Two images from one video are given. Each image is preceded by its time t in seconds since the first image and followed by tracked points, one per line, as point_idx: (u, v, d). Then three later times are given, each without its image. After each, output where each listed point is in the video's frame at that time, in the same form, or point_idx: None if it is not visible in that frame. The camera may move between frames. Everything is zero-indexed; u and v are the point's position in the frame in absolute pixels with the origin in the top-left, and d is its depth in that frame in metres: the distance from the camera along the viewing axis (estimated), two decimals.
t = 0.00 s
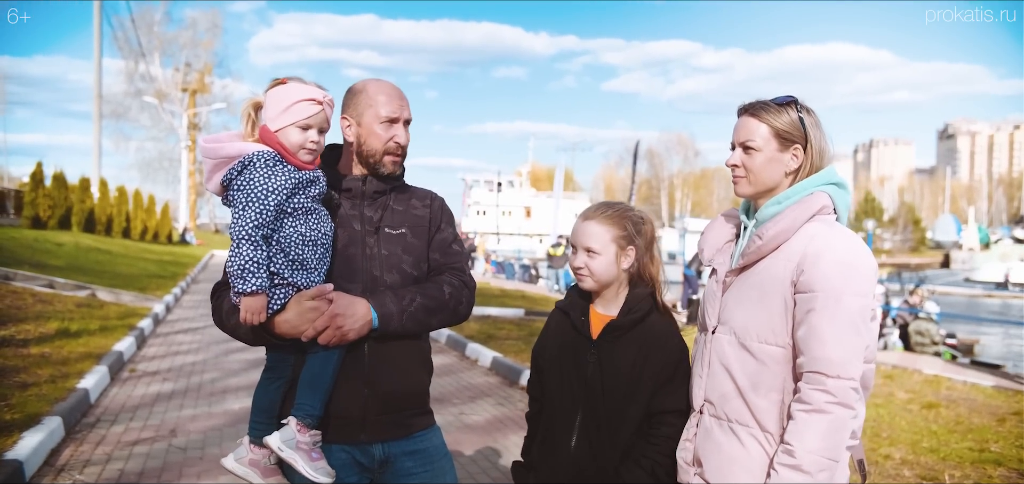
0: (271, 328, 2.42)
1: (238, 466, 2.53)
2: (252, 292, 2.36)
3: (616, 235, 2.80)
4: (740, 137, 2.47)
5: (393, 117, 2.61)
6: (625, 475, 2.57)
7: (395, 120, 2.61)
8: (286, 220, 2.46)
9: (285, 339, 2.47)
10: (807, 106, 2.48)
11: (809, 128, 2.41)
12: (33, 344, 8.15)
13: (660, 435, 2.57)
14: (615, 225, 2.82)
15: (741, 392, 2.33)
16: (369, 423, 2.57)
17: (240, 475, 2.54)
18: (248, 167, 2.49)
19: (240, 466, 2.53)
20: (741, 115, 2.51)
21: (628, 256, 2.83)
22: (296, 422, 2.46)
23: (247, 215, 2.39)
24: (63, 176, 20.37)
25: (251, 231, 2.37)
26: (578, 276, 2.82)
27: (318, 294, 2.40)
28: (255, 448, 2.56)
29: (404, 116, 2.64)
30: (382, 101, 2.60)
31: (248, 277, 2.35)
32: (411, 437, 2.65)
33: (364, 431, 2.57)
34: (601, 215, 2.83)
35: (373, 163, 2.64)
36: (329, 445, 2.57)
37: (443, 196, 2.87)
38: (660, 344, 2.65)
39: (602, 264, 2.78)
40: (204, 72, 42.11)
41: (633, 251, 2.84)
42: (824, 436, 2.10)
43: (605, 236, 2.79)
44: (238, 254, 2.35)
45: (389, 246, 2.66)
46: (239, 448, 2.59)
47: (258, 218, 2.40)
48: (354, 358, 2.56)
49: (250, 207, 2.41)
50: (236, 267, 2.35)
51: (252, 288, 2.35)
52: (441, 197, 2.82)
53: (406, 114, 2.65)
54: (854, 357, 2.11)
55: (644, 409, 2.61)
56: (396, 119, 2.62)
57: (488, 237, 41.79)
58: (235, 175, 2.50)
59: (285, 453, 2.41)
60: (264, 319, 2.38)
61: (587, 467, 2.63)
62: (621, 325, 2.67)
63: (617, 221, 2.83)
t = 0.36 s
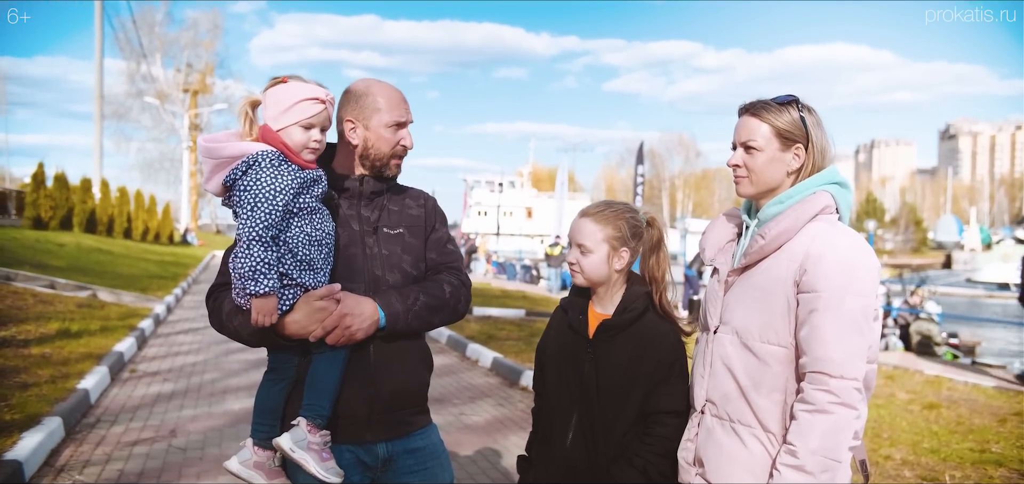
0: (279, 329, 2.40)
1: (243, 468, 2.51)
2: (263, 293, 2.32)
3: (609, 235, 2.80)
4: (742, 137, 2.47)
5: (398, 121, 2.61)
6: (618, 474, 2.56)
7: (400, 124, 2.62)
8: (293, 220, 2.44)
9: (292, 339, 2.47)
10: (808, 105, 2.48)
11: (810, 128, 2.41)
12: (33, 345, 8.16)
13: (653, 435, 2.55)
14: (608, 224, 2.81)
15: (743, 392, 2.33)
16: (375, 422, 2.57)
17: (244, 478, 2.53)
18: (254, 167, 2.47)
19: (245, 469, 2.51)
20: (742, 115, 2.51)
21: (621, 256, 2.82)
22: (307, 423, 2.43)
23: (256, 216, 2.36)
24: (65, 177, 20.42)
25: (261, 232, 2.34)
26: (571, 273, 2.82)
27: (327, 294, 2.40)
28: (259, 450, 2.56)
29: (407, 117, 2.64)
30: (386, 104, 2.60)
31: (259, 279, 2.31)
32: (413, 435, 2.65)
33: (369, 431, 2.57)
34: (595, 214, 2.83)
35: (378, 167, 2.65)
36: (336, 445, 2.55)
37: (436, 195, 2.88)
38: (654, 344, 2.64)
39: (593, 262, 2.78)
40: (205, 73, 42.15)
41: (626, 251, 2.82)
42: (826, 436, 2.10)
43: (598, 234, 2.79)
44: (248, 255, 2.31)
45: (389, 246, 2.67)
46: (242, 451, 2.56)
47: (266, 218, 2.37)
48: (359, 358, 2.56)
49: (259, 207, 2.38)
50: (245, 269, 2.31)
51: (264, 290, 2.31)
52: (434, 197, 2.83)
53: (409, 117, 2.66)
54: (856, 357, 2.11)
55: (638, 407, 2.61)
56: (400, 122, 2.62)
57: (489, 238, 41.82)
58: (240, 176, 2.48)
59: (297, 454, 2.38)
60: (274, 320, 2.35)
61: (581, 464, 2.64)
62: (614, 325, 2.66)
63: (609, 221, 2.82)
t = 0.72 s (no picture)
0: (285, 329, 2.38)
1: (246, 471, 2.50)
2: (273, 292, 2.33)
3: (606, 229, 2.79)
4: (749, 134, 2.45)
5: (393, 119, 2.61)
6: (612, 470, 2.54)
7: (395, 122, 2.62)
8: (297, 218, 2.41)
9: (297, 338, 2.45)
10: (815, 103, 2.46)
11: (817, 126, 2.40)
12: (33, 344, 8.15)
13: (648, 430, 2.53)
14: (605, 218, 2.81)
15: (746, 391, 2.32)
16: (379, 420, 2.56)
17: (247, 480, 2.51)
18: (256, 165, 2.44)
19: (249, 471, 2.50)
20: (749, 111, 2.50)
21: (618, 251, 2.82)
22: (314, 422, 2.42)
23: (261, 215, 2.34)
24: (66, 176, 20.43)
25: (268, 231, 2.33)
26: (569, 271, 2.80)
27: (332, 292, 2.39)
28: (261, 451, 2.55)
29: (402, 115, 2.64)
30: (385, 102, 2.60)
31: (269, 278, 2.31)
32: (414, 431, 2.65)
33: (373, 428, 2.55)
34: (590, 210, 2.82)
35: (370, 164, 2.66)
36: (341, 443, 2.54)
37: (428, 193, 2.88)
38: (650, 340, 2.62)
39: (593, 258, 2.76)
40: (206, 72, 42.09)
41: (623, 246, 2.83)
42: (831, 437, 2.09)
43: (596, 231, 2.78)
44: (257, 254, 2.31)
45: (386, 244, 2.66)
46: (244, 453, 2.54)
47: (272, 217, 2.34)
48: (362, 355, 2.54)
49: (264, 207, 2.35)
50: (255, 268, 2.32)
51: (274, 289, 2.32)
52: (426, 195, 2.82)
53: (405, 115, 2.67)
54: (862, 357, 2.10)
55: (633, 404, 2.59)
56: (396, 120, 2.62)
57: (489, 237, 41.80)
58: (242, 174, 2.44)
59: (306, 454, 2.37)
60: (282, 319, 2.34)
61: (574, 460, 2.63)
62: (611, 320, 2.64)
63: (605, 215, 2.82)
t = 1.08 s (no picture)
0: (271, 330, 2.40)
1: (234, 470, 2.50)
2: (256, 295, 2.34)
3: (601, 232, 2.79)
4: (749, 133, 2.44)
5: (385, 118, 2.60)
6: (613, 469, 2.54)
7: (387, 121, 2.60)
8: (283, 220, 2.41)
9: (285, 340, 2.46)
10: (815, 104, 2.46)
11: (817, 126, 2.40)
12: (32, 344, 8.15)
13: (646, 430, 2.54)
14: (600, 221, 2.80)
15: (744, 393, 2.31)
16: (369, 421, 2.55)
17: (236, 479, 2.51)
18: (242, 167, 2.45)
19: (237, 470, 2.50)
20: (749, 111, 2.49)
21: (614, 252, 2.83)
22: (300, 424, 2.43)
23: (245, 217, 2.35)
24: (67, 176, 20.42)
25: (251, 233, 2.34)
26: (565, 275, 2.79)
27: (318, 294, 2.39)
28: (250, 451, 2.54)
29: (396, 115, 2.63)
30: (376, 102, 2.58)
31: (251, 280, 2.32)
32: (409, 434, 2.64)
33: (363, 430, 2.55)
34: (586, 213, 2.81)
35: (364, 164, 2.63)
36: (329, 444, 2.54)
37: (428, 192, 2.87)
38: (644, 342, 2.63)
39: (590, 261, 2.76)
40: (207, 72, 42.08)
41: (619, 247, 2.83)
42: (829, 438, 2.08)
43: (591, 233, 2.78)
44: (240, 257, 2.32)
45: (381, 245, 2.65)
46: (234, 452, 2.55)
47: (256, 219, 2.35)
48: (352, 357, 2.54)
49: (248, 208, 2.36)
50: (237, 270, 2.32)
51: (256, 291, 2.33)
52: (426, 194, 2.81)
53: (398, 114, 2.64)
54: (861, 359, 2.09)
55: (631, 403, 2.58)
56: (388, 120, 2.61)
57: (490, 237, 41.80)
58: (228, 176, 2.45)
59: (290, 456, 2.38)
60: (266, 321, 2.36)
61: (576, 464, 2.60)
62: (606, 321, 2.64)
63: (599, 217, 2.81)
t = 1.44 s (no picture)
0: (249, 328, 2.43)
1: (218, 467, 2.49)
2: (228, 294, 2.36)
3: (606, 228, 2.75)
4: (745, 134, 2.43)
5: (373, 115, 2.59)
6: (625, 459, 2.54)
7: (375, 118, 2.60)
8: (262, 219, 2.44)
9: (266, 339, 2.48)
10: (810, 103, 2.45)
11: (813, 126, 2.39)
12: (30, 345, 8.14)
13: (651, 419, 2.58)
14: (602, 217, 2.73)
15: (741, 395, 2.30)
16: (352, 425, 2.54)
17: (220, 476, 2.50)
18: (223, 167, 2.48)
19: (220, 467, 2.49)
20: (744, 111, 2.48)
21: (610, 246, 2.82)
22: (275, 423, 2.45)
23: (221, 217, 2.39)
24: (67, 176, 20.40)
25: (225, 233, 2.37)
26: (575, 275, 2.71)
27: (297, 294, 2.40)
28: (236, 449, 2.52)
29: (384, 113, 2.63)
30: (363, 99, 2.59)
31: (222, 280, 2.35)
32: (395, 438, 2.61)
33: (346, 433, 2.54)
34: (592, 210, 2.72)
35: (354, 161, 2.63)
36: (309, 446, 2.56)
37: (430, 193, 2.84)
38: (641, 337, 2.64)
39: (600, 260, 2.72)
40: (208, 72, 42.07)
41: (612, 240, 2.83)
42: (826, 442, 2.07)
43: (601, 231, 2.72)
44: (213, 256, 2.35)
45: (373, 245, 2.64)
46: (220, 449, 2.55)
47: (232, 219, 2.39)
48: (336, 358, 2.54)
49: (224, 208, 2.40)
50: (210, 269, 2.35)
51: (227, 290, 2.35)
52: (427, 195, 2.79)
53: (386, 111, 2.64)
54: (858, 362, 2.09)
55: (635, 394, 2.61)
56: (376, 116, 2.60)
57: (491, 237, 41.80)
58: (210, 176, 2.49)
59: (263, 455, 2.41)
60: (240, 320, 2.39)
61: (587, 460, 2.56)
62: (606, 312, 2.62)
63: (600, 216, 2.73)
